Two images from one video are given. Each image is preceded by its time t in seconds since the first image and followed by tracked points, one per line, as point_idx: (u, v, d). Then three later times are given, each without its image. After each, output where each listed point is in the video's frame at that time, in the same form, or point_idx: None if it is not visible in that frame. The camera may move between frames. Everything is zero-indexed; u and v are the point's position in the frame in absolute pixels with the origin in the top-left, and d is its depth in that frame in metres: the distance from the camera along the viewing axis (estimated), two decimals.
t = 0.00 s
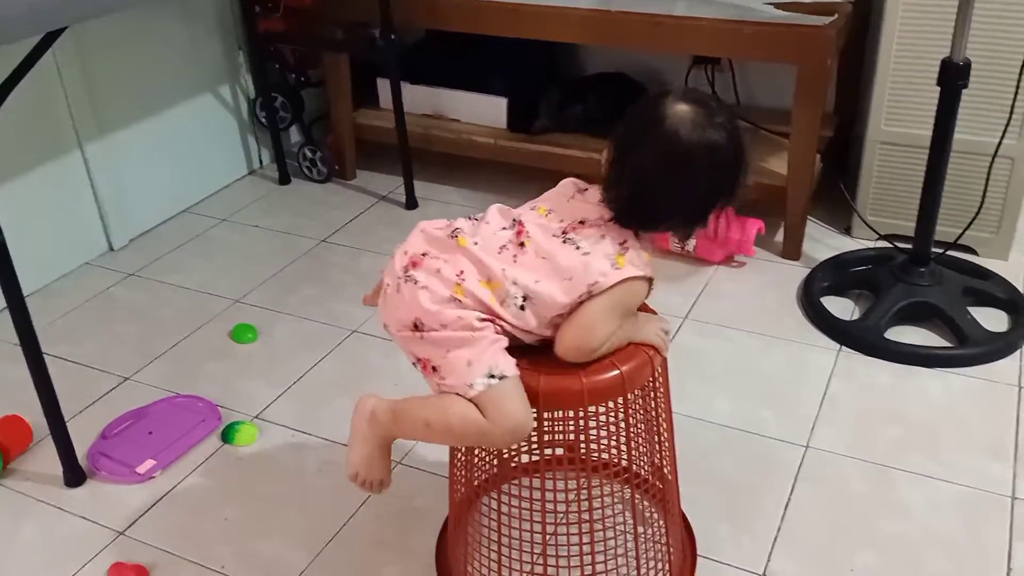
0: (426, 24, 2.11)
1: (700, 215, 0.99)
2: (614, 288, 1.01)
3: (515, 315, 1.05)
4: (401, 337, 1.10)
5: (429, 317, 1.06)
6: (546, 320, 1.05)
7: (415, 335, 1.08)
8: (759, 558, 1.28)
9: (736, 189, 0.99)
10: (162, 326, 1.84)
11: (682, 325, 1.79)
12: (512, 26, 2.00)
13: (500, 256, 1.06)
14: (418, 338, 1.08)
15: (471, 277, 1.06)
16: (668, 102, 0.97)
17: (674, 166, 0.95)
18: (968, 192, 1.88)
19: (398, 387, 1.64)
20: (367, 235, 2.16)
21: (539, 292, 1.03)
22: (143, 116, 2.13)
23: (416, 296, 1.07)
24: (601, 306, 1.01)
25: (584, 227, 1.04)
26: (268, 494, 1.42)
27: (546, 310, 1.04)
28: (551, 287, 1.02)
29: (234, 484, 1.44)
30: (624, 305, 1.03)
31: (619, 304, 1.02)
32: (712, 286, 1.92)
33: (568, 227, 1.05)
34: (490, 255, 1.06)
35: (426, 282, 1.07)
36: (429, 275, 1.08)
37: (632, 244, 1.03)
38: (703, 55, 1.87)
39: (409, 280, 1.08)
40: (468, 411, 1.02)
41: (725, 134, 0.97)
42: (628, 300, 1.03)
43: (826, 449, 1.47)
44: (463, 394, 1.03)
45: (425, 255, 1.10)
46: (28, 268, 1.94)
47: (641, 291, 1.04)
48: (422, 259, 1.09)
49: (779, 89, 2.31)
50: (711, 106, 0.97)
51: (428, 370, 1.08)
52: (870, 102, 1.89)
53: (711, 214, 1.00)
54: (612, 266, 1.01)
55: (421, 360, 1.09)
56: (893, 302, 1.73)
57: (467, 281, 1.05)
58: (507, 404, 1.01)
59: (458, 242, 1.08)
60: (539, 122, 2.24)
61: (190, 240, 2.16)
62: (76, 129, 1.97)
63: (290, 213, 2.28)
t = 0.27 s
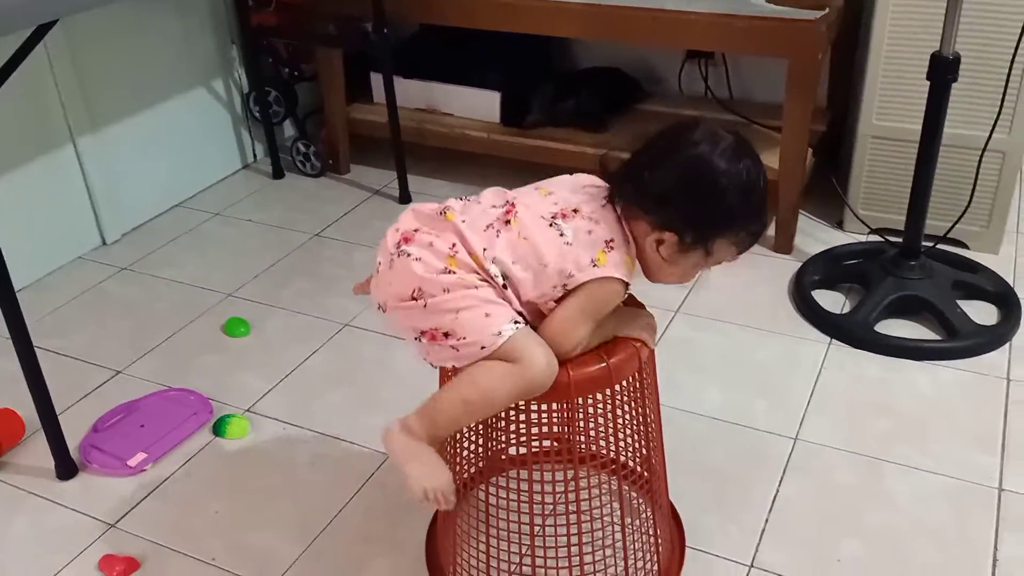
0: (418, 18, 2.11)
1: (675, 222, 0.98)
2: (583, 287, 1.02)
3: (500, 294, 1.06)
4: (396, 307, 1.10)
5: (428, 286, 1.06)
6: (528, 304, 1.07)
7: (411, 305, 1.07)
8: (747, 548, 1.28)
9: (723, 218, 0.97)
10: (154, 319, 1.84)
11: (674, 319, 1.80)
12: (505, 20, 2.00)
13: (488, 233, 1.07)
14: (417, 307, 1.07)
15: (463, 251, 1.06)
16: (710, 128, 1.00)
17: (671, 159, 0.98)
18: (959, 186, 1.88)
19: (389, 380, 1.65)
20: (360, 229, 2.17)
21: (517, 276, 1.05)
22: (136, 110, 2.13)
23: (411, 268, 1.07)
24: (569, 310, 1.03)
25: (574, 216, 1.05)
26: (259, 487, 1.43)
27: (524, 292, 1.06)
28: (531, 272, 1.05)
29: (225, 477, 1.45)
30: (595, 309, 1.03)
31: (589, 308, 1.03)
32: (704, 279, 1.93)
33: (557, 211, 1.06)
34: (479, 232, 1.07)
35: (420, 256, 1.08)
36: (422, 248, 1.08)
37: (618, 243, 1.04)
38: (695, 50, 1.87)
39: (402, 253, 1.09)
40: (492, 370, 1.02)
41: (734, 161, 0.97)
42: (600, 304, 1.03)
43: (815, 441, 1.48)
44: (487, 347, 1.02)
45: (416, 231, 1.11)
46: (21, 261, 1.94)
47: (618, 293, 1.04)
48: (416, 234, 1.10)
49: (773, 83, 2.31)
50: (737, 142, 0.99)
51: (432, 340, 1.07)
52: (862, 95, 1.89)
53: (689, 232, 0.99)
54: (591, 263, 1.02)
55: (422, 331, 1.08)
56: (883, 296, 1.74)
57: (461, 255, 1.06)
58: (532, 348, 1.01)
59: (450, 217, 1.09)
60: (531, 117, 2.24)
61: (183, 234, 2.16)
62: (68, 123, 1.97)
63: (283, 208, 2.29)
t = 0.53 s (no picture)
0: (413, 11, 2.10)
1: (665, 211, 0.96)
2: (570, 276, 1.02)
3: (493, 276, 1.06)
4: (390, 294, 1.12)
5: (417, 271, 1.07)
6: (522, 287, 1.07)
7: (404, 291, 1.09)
8: (741, 541, 1.28)
9: (714, 215, 0.95)
10: (148, 313, 1.84)
11: (669, 312, 1.79)
12: (500, 13, 2.00)
13: (477, 213, 1.07)
14: (409, 293, 1.09)
15: (451, 231, 1.07)
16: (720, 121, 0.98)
17: (671, 145, 0.95)
18: (955, 179, 1.88)
19: (384, 374, 1.64)
20: (355, 222, 2.16)
21: (506, 259, 1.05)
22: (129, 103, 2.13)
23: (400, 253, 1.08)
24: (558, 300, 1.03)
25: (567, 199, 1.04)
26: (253, 480, 1.42)
27: (516, 273, 1.06)
28: (520, 255, 1.04)
29: (219, 470, 1.44)
30: (583, 299, 1.03)
31: (577, 299, 1.03)
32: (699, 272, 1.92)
33: (550, 196, 1.04)
34: (468, 213, 1.07)
35: (409, 240, 1.09)
36: (410, 231, 1.09)
37: (610, 230, 1.03)
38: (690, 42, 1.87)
39: (392, 238, 1.10)
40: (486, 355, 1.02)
41: (735, 159, 0.94)
42: (589, 295, 1.03)
43: (810, 434, 1.48)
44: (479, 335, 1.03)
45: (405, 214, 1.11)
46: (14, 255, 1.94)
47: (607, 283, 1.03)
48: (404, 217, 1.11)
49: (770, 77, 2.31)
50: (743, 139, 0.96)
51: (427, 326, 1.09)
52: (858, 88, 1.89)
53: (678, 225, 0.97)
54: (579, 251, 1.01)
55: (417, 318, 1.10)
56: (878, 289, 1.74)
57: (448, 235, 1.06)
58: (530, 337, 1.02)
59: (438, 198, 1.10)
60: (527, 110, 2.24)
61: (177, 228, 2.16)
62: (61, 115, 1.96)
63: (278, 201, 2.28)
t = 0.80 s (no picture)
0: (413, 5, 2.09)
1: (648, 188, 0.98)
2: (562, 265, 1.04)
3: (484, 273, 1.07)
4: (383, 308, 1.13)
5: (407, 284, 1.08)
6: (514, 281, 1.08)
7: (397, 304, 1.11)
8: (742, 538, 1.28)
9: (696, 184, 0.96)
10: (147, 309, 1.83)
11: (669, 309, 1.79)
12: (500, 7, 1.99)
13: (461, 215, 1.07)
14: (402, 306, 1.10)
15: (435, 240, 1.07)
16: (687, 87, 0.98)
17: (645, 121, 0.96)
18: (957, 175, 1.88)
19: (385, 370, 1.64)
20: (354, 217, 2.16)
21: (495, 255, 1.06)
22: (128, 98, 2.12)
23: (388, 268, 1.09)
24: (551, 291, 1.04)
25: (549, 188, 1.05)
26: (253, 477, 1.42)
27: (507, 271, 1.07)
28: (508, 249, 1.05)
29: (219, 467, 1.44)
30: (577, 287, 1.04)
31: (569, 288, 1.04)
32: (700, 268, 1.92)
33: (530, 189, 1.05)
34: (452, 216, 1.08)
35: (395, 254, 1.09)
36: (396, 244, 1.10)
37: (594, 213, 1.04)
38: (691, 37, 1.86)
39: (377, 254, 1.11)
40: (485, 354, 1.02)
41: (710, 126, 0.95)
42: (581, 283, 1.04)
43: (810, 430, 1.47)
44: (473, 338, 1.04)
45: (388, 228, 1.12)
46: (13, 250, 1.93)
47: (597, 270, 1.05)
48: (388, 231, 1.12)
49: (770, 71, 2.30)
50: (714, 104, 0.97)
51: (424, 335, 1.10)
52: (859, 84, 1.88)
53: (663, 198, 0.98)
54: (568, 238, 1.03)
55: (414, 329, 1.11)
56: (879, 286, 1.73)
57: (432, 245, 1.07)
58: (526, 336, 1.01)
59: (418, 206, 1.10)
60: (527, 104, 2.23)
61: (176, 223, 2.15)
62: (60, 110, 1.96)
63: (278, 196, 2.27)
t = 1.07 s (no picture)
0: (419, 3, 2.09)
1: (631, 148, 0.98)
2: (565, 246, 1.03)
3: (485, 269, 1.07)
4: (388, 317, 1.13)
5: (409, 293, 1.08)
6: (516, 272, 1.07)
7: (401, 312, 1.11)
8: (749, 538, 1.28)
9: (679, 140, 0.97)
10: (153, 308, 1.83)
11: (676, 308, 1.78)
12: (506, 5, 1.98)
13: (457, 214, 1.07)
14: (407, 315, 1.10)
15: (434, 245, 1.07)
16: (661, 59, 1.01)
17: (625, 86, 0.98)
18: (965, 175, 1.87)
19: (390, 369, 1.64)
20: (359, 216, 2.15)
21: (495, 249, 1.06)
22: (134, 96, 2.12)
23: (389, 278, 1.09)
24: (556, 275, 1.04)
25: (542, 176, 1.05)
26: (259, 476, 1.42)
27: (509, 262, 1.06)
28: (508, 241, 1.05)
29: (225, 466, 1.44)
30: (580, 267, 1.03)
31: (573, 270, 1.03)
32: (706, 268, 1.91)
33: (524, 178, 1.06)
34: (449, 217, 1.07)
35: (395, 263, 1.09)
36: (395, 253, 1.10)
37: (591, 193, 1.03)
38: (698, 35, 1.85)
39: (378, 264, 1.11)
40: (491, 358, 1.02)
41: (687, 84, 0.97)
42: (584, 262, 1.03)
43: (817, 431, 1.47)
44: (476, 340, 1.04)
45: (387, 237, 1.12)
46: (19, 249, 1.93)
47: (600, 248, 1.04)
48: (387, 240, 1.11)
49: (776, 70, 2.29)
50: (689, 67, 0.99)
51: (430, 340, 1.10)
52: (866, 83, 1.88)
53: (648, 158, 0.98)
54: (567, 220, 1.02)
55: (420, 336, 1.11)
56: (887, 285, 1.73)
57: (431, 251, 1.07)
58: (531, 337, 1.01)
59: (415, 212, 1.10)
60: (532, 103, 2.22)
61: (181, 221, 2.15)
62: (65, 108, 1.96)
63: (283, 195, 2.27)
